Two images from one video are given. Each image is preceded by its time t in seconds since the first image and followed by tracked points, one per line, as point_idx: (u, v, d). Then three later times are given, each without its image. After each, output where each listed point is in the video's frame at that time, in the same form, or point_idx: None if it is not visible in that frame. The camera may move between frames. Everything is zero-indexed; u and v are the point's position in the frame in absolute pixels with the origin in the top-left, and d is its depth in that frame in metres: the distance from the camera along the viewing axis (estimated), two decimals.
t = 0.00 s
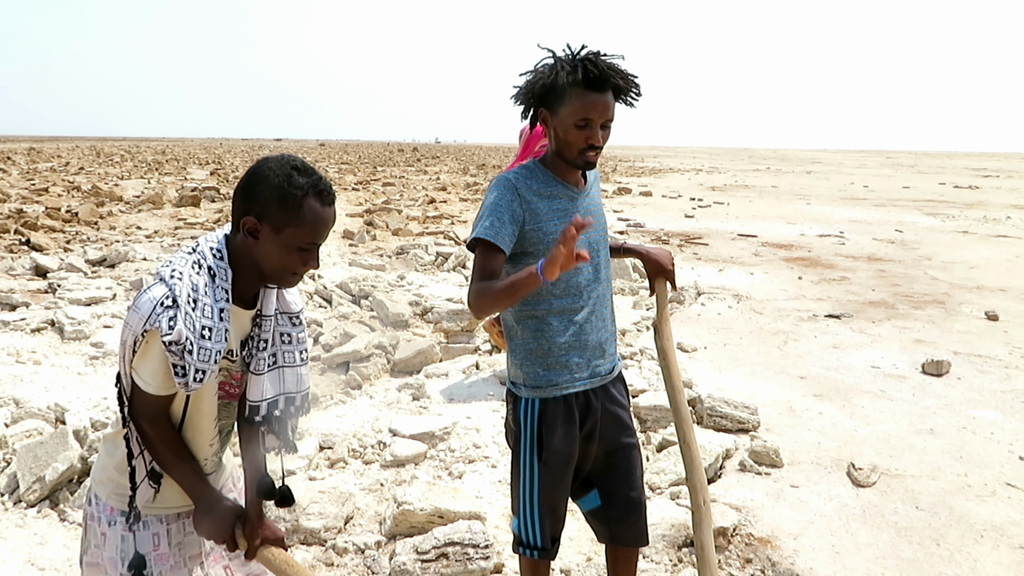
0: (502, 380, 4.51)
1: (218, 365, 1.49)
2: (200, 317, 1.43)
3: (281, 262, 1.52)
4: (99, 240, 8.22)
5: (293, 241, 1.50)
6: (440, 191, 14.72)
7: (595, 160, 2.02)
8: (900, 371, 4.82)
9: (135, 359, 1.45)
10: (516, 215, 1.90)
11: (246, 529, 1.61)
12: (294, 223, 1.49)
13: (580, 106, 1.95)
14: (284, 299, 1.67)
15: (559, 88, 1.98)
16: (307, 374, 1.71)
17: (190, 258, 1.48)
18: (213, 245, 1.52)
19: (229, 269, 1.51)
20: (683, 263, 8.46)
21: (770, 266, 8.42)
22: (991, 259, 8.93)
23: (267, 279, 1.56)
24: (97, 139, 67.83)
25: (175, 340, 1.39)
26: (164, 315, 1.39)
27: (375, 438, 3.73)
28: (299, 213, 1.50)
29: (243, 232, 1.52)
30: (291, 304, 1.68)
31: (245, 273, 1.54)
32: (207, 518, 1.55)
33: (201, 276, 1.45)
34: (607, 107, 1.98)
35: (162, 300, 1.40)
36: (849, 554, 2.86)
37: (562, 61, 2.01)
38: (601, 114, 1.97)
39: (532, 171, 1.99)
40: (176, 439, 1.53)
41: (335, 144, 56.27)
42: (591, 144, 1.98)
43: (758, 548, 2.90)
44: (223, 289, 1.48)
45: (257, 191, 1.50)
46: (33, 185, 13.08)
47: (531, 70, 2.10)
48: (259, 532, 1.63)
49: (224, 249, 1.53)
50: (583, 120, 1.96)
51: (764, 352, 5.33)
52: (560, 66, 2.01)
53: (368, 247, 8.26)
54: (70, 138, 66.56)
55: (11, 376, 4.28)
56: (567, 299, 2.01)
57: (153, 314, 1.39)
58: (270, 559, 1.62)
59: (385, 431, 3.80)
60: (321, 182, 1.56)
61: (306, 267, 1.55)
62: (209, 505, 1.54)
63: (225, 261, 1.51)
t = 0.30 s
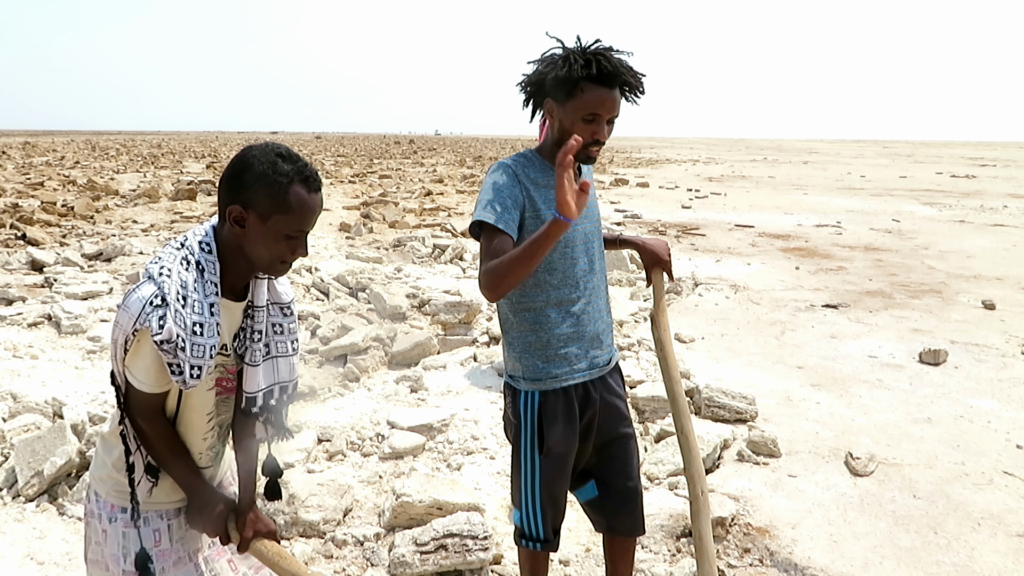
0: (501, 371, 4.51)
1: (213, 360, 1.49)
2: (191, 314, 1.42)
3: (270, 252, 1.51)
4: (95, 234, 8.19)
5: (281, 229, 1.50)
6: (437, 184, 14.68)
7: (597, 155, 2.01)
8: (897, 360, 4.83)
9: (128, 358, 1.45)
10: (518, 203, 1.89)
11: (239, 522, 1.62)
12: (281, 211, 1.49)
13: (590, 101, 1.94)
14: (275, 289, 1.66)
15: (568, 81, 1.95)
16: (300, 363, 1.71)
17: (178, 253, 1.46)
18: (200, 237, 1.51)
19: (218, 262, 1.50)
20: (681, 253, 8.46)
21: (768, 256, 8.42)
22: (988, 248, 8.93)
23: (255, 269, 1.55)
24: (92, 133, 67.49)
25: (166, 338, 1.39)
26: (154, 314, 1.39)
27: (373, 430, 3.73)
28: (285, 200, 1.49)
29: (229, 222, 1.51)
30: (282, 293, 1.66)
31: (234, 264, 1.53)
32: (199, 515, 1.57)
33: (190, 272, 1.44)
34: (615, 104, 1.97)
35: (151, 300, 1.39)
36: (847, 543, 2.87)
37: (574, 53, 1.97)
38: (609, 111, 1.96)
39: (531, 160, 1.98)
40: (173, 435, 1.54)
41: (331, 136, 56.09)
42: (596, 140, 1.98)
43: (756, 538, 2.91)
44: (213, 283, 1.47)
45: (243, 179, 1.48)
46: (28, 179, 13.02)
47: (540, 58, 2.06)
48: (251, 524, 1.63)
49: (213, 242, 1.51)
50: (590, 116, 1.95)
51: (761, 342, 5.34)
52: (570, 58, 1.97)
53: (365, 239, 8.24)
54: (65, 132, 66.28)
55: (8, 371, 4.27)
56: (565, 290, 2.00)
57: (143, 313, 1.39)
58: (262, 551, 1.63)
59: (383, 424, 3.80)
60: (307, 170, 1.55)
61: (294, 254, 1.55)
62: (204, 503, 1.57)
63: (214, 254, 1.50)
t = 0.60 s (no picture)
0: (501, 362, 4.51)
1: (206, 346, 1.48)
2: (187, 297, 1.42)
3: (272, 239, 1.52)
4: (94, 225, 8.17)
5: (283, 215, 1.50)
6: (437, 174, 14.64)
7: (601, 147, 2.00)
8: (897, 350, 4.83)
9: (125, 339, 1.44)
10: (518, 195, 1.88)
11: (239, 510, 1.65)
12: (283, 198, 1.49)
13: (600, 94, 1.93)
14: (278, 277, 1.66)
15: (579, 73, 1.94)
16: (303, 351, 1.71)
17: (180, 237, 1.46)
18: (203, 222, 1.50)
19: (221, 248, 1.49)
20: (680, 243, 8.45)
21: (767, 246, 8.41)
22: (988, 237, 8.92)
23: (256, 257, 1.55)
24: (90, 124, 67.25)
25: (161, 319, 1.38)
26: (151, 296, 1.38)
27: (374, 421, 3.73)
28: (287, 186, 1.49)
29: (233, 209, 1.51)
30: (285, 283, 1.67)
31: (235, 250, 1.53)
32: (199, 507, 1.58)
33: (190, 255, 1.44)
34: (623, 97, 1.97)
35: (149, 281, 1.39)
36: (846, 531, 2.88)
37: (587, 47, 1.96)
38: (618, 105, 1.96)
39: (533, 150, 1.97)
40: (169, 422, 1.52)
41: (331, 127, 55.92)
42: (603, 134, 1.98)
43: (756, 526, 2.92)
44: (212, 268, 1.47)
45: (244, 166, 1.49)
46: (26, 171, 12.97)
47: (549, 51, 2.05)
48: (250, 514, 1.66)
49: (216, 227, 1.51)
50: (599, 109, 1.94)
51: (761, 332, 5.34)
52: (583, 52, 1.96)
53: (365, 230, 8.22)
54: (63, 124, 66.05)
55: (8, 363, 4.27)
56: (565, 281, 2.00)
57: (140, 294, 1.38)
58: (263, 540, 1.65)
59: (383, 414, 3.80)
60: (309, 156, 1.54)
61: (297, 240, 1.55)
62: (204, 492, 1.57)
63: (216, 239, 1.49)
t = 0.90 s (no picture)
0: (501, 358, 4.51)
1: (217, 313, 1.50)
2: (196, 266, 1.42)
3: (265, 205, 1.52)
4: (94, 222, 8.17)
5: (273, 180, 1.50)
6: (437, 170, 14.62)
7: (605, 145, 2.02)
8: (897, 344, 4.83)
9: (133, 316, 1.43)
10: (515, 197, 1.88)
11: (274, 468, 1.66)
12: (272, 163, 1.49)
13: (616, 95, 1.94)
14: (275, 243, 1.67)
15: (599, 74, 1.92)
16: (305, 316, 1.72)
17: (177, 211, 1.47)
18: (195, 195, 1.51)
19: (216, 219, 1.51)
20: (680, 238, 8.44)
21: (767, 241, 8.40)
22: (987, 231, 8.92)
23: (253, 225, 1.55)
24: (89, 120, 67.09)
25: (175, 290, 1.38)
26: (160, 269, 1.38)
27: (374, 417, 3.74)
28: (273, 150, 1.49)
29: (223, 177, 1.51)
30: (281, 247, 1.68)
31: (232, 221, 1.54)
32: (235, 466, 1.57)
33: (192, 227, 1.45)
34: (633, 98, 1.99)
35: (156, 255, 1.39)
36: (847, 526, 2.88)
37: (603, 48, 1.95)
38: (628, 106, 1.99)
39: (532, 149, 1.95)
40: (176, 394, 1.50)
41: (330, 123, 55.84)
42: (612, 132, 1.99)
43: (757, 521, 2.93)
44: (215, 237, 1.48)
45: (229, 133, 1.49)
46: (26, 168, 12.96)
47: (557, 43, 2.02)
48: (285, 474, 1.68)
49: (209, 199, 1.52)
50: (612, 110, 1.96)
51: (761, 327, 5.34)
52: (600, 52, 1.95)
53: (365, 227, 8.22)
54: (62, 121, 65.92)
55: (9, 361, 4.27)
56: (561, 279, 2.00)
57: (149, 269, 1.38)
58: (297, 501, 1.66)
59: (384, 410, 3.81)
60: (291, 119, 1.54)
61: (290, 207, 1.55)
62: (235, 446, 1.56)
63: (212, 210, 1.51)
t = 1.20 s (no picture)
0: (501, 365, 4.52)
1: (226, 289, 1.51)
2: (206, 239, 1.45)
3: (264, 172, 1.54)
4: (93, 232, 8.18)
5: (263, 149, 1.52)
6: (436, 178, 14.65)
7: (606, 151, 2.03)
8: (896, 350, 4.83)
9: (139, 296, 1.43)
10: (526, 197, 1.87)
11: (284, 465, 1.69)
12: (257, 133, 1.52)
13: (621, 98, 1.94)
14: (286, 230, 1.72)
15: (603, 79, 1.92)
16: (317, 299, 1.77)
17: (186, 194, 1.50)
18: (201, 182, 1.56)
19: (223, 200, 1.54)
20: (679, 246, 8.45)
21: (766, 248, 8.41)
22: (986, 237, 8.93)
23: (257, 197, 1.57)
24: (88, 130, 67.24)
25: (185, 261, 1.40)
26: (171, 242, 1.40)
27: (374, 425, 3.73)
28: (254, 122, 1.51)
29: (218, 160, 1.54)
30: (292, 233, 1.72)
31: (237, 202, 1.58)
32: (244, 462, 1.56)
33: (201, 205, 1.48)
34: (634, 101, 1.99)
35: (166, 229, 1.41)
36: (847, 532, 2.88)
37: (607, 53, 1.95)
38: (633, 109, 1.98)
39: (532, 155, 1.97)
40: (177, 383, 1.49)
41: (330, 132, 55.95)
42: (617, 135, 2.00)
43: (757, 528, 2.92)
44: (224, 216, 1.52)
45: (214, 118, 1.54)
46: (26, 178, 12.98)
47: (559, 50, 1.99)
48: (295, 468, 1.71)
49: (214, 184, 1.56)
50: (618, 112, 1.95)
51: (761, 333, 5.34)
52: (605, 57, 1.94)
53: (364, 235, 8.22)
54: (62, 130, 66.08)
55: (8, 370, 4.27)
56: (559, 285, 1.99)
57: (159, 243, 1.39)
58: (304, 497, 1.67)
59: (384, 419, 3.81)
60: (269, 91, 1.57)
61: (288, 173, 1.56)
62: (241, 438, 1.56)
63: (218, 193, 1.55)
